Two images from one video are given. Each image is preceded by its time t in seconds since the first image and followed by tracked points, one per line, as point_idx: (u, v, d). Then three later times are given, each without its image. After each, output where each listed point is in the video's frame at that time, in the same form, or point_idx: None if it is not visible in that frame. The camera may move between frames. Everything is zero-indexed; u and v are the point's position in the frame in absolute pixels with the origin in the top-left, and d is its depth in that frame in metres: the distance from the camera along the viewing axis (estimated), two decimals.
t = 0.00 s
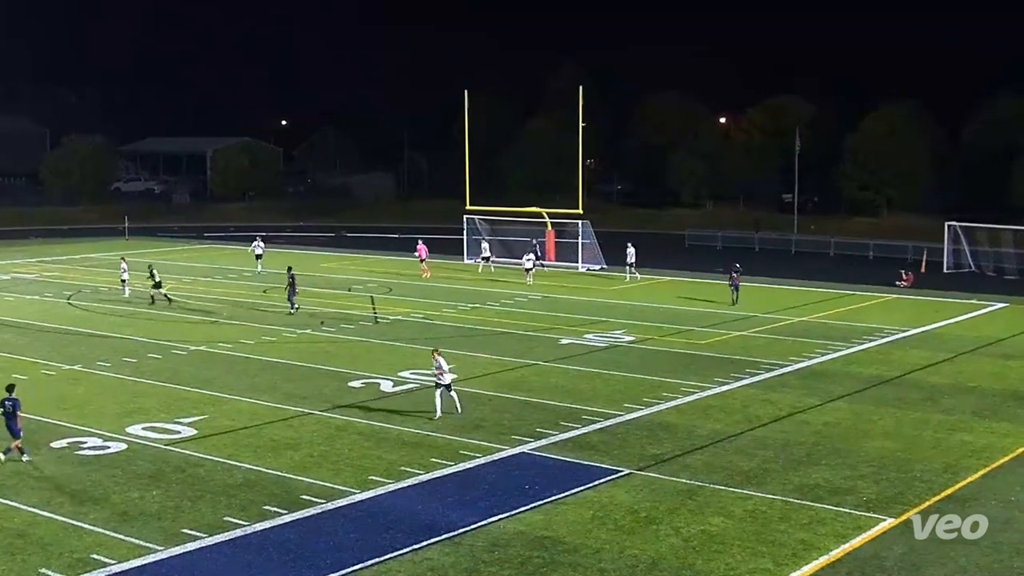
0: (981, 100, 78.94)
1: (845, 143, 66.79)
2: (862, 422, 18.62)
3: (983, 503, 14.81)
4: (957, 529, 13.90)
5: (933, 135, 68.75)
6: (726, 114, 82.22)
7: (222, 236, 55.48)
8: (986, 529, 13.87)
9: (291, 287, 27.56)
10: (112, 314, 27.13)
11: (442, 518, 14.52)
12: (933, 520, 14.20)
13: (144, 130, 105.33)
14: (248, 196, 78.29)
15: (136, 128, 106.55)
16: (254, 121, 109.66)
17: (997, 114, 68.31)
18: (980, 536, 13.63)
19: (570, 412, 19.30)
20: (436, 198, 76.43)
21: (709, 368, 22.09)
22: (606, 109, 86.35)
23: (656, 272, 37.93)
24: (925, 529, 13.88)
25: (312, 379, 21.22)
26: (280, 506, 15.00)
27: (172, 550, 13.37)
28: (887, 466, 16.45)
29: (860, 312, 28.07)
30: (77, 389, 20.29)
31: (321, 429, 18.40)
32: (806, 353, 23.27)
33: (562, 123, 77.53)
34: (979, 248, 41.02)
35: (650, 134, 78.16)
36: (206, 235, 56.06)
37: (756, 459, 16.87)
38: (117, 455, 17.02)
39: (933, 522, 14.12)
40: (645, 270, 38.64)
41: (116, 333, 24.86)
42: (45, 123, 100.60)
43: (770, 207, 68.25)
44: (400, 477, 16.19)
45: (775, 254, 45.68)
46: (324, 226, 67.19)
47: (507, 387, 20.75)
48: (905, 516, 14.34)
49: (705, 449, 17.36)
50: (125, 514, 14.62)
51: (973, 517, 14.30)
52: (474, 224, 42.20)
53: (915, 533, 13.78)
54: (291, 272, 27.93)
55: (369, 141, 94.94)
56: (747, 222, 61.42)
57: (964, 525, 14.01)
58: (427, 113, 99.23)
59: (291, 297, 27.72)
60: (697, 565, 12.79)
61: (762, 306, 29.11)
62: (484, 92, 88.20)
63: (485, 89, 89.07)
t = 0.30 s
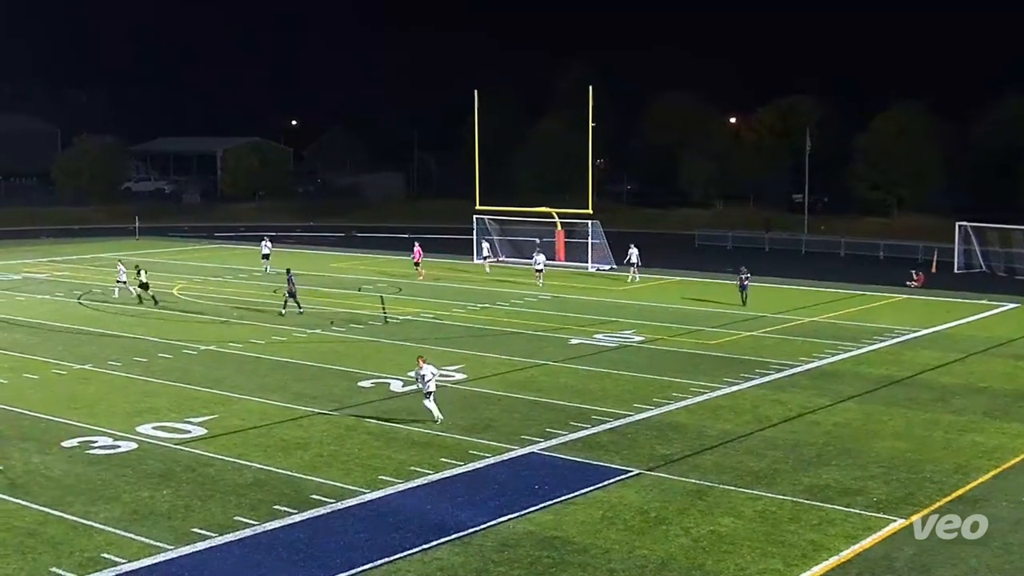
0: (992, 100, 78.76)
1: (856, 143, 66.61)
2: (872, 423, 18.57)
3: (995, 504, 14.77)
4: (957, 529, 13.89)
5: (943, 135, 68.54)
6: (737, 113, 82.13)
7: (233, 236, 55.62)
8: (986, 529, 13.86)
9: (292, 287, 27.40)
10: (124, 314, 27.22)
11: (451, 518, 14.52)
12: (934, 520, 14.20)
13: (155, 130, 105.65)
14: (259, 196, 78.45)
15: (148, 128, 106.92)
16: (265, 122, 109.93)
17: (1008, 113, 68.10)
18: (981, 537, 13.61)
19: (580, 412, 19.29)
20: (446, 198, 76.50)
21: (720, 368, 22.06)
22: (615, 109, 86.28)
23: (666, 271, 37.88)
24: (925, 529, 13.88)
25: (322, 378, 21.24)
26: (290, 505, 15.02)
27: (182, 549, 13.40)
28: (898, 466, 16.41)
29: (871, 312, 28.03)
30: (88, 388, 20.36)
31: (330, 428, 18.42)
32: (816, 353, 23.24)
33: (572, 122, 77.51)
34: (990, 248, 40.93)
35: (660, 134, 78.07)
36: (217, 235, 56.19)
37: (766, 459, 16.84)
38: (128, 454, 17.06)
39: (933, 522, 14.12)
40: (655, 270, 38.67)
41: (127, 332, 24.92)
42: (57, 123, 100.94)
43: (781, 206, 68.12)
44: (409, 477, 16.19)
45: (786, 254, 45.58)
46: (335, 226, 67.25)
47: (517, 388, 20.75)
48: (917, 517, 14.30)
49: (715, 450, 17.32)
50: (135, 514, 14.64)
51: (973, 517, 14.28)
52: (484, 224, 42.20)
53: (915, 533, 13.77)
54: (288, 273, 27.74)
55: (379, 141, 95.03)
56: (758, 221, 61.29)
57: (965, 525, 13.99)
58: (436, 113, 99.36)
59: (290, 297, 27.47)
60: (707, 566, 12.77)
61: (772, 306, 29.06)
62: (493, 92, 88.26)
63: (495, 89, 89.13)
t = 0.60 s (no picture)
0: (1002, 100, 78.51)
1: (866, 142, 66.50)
2: (882, 422, 18.53)
3: (1006, 504, 14.73)
4: (957, 529, 13.86)
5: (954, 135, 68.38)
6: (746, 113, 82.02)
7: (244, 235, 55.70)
8: (987, 529, 13.83)
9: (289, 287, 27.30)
10: (134, 313, 27.26)
11: (460, 517, 14.53)
12: (934, 520, 14.16)
13: (164, 130, 105.88)
14: (269, 195, 78.56)
15: (158, 128, 107.21)
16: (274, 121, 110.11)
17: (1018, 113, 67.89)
18: (981, 537, 13.58)
19: (589, 411, 19.26)
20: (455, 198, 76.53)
21: (729, 367, 22.04)
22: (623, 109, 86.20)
23: (674, 271, 37.78)
24: (925, 529, 13.85)
25: (332, 377, 21.26)
26: (299, 504, 15.04)
27: (192, 547, 13.42)
28: (909, 466, 16.39)
29: (881, 312, 27.94)
30: (98, 387, 20.40)
31: (340, 427, 18.46)
32: (826, 353, 23.18)
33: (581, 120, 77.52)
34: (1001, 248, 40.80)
35: (669, 134, 78.05)
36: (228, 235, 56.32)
37: (775, 459, 16.81)
38: (138, 453, 17.09)
39: (933, 522, 14.08)
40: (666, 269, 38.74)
41: (138, 331, 24.98)
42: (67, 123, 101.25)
43: (789, 206, 68.04)
44: (417, 476, 16.20)
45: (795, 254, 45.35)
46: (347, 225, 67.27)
47: (526, 387, 20.73)
48: (926, 517, 14.27)
49: (724, 449, 17.29)
50: (144, 512, 14.67)
51: (973, 517, 14.26)
52: (493, 224, 42.21)
53: (915, 533, 13.74)
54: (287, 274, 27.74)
55: (388, 141, 95.10)
56: (767, 220, 61.20)
57: (965, 525, 13.96)
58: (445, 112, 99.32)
59: (289, 297, 27.37)
60: (717, 565, 12.75)
61: (782, 306, 28.98)
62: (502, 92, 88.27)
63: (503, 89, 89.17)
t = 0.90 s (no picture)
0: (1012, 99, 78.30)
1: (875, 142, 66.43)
2: (890, 422, 18.58)
3: (1014, 504, 14.77)
4: (957, 529, 13.90)
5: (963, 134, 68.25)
6: (755, 113, 81.99)
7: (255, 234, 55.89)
8: (986, 529, 13.87)
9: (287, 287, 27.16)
10: (146, 311, 27.41)
11: (470, 515, 14.63)
12: (933, 520, 14.20)
13: (175, 130, 106.24)
14: (280, 195, 78.77)
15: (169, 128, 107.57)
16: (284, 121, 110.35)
17: None
18: (981, 536, 13.63)
19: (598, 410, 19.35)
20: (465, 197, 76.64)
21: (738, 366, 22.11)
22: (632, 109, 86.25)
23: (683, 271, 37.80)
24: (924, 529, 13.89)
25: (343, 376, 21.37)
26: (310, 501, 15.15)
27: (204, 544, 13.54)
28: (918, 465, 16.44)
29: (891, 311, 27.94)
30: (111, 385, 20.55)
31: (351, 424, 18.60)
32: (834, 352, 23.23)
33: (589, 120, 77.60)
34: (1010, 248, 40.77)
35: (677, 134, 78.06)
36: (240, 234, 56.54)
37: (783, 458, 16.87)
38: (149, 450, 17.23)
39: (933, 522, 14.12)
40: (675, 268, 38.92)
41: (150, 330, 25.12)
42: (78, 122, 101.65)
43: (798, 206, 68.03)
44: (428, 474, 16.31)
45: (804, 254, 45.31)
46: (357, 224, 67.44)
47: (536, 386, 20.82)
48: (934, 516, 14.34)
49: (733, 448, 17.37)
50: (156, 509, 14.79)
51: (973, 517, 14.30)
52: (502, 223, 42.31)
53: (915, 533, 13.79)
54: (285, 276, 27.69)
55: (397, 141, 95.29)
56: (776, 220, 61.22)
57: (965, 525, 14.01)
58: (454, 112, 99.42)
59: (287, 298, 27.19)
60: (725, 563, 12.83)
61: (792, 305, 29.01)
62: (510, 91, 88.38)
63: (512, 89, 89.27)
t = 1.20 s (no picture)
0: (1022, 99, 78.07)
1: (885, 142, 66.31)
2: (898, 421, 18.61)
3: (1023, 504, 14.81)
4: (957, 529, 13.92)
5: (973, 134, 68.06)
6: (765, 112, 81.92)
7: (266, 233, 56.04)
8: (986, 529, 13.90)
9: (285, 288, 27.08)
10: (159, 310, 27.57)
11: (480, 513, 14.69)
12: (933, 520, 14.22)
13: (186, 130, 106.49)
14: (291, 194, 78.96)
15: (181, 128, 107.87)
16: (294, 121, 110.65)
17: None
18: (980, 536, 13.67)
19: (608, 409, 19.42)
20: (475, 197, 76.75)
21: (747, 366, 22.13)
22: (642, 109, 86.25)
23: (692, 270, 37.82)
24: (924, 528, 13.92)
25: (354, 375, 21.46)
26: (321, 499, 15.25)
27: (216, 542, 13.65)
28: (926, 465, 16.46)
29: (900, 311, 27.93)
30: (123, 384, 20.65)
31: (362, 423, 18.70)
32: (843, 351, 23.24)
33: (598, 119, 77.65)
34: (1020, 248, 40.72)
35: (687, 133, 78.05)
36: (250, 233, 56.65)
37: (792, 458, 16.91)
38: (162, 448, 17.35)
39: (933, 522, 14.14)
40: (684, 268, 38.93)
41: (162, 329, 25.20)
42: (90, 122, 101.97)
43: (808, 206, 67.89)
44: (438, 472, 16.39)
45: (814, 254, 45.26)
46: (368, 223, 67.56)
47: (545, 385, 20.90)
48: (943, 515, 14.37)
49: (742, 447, 17.43)
50: (167, 507, 14.90)
51: (973, 517, 14.32)
52: (513, 223, 42.38)
53: (914, 532, 13.82)
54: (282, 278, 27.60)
55: (407, 140, 95.39)
56: (786, 220, 61.11)
57: (965, 525, 14.03)
58: (462, 111, 99.57)
59: (285, 298, 27.09)
60: (734, 562, 12.89)
61: (800, 305, 29.03)
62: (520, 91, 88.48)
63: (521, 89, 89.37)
